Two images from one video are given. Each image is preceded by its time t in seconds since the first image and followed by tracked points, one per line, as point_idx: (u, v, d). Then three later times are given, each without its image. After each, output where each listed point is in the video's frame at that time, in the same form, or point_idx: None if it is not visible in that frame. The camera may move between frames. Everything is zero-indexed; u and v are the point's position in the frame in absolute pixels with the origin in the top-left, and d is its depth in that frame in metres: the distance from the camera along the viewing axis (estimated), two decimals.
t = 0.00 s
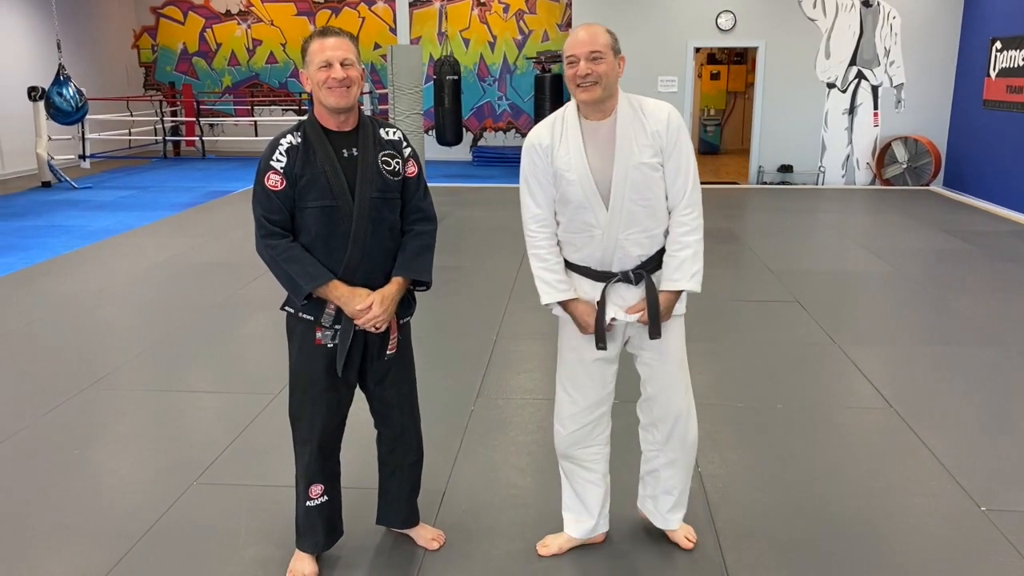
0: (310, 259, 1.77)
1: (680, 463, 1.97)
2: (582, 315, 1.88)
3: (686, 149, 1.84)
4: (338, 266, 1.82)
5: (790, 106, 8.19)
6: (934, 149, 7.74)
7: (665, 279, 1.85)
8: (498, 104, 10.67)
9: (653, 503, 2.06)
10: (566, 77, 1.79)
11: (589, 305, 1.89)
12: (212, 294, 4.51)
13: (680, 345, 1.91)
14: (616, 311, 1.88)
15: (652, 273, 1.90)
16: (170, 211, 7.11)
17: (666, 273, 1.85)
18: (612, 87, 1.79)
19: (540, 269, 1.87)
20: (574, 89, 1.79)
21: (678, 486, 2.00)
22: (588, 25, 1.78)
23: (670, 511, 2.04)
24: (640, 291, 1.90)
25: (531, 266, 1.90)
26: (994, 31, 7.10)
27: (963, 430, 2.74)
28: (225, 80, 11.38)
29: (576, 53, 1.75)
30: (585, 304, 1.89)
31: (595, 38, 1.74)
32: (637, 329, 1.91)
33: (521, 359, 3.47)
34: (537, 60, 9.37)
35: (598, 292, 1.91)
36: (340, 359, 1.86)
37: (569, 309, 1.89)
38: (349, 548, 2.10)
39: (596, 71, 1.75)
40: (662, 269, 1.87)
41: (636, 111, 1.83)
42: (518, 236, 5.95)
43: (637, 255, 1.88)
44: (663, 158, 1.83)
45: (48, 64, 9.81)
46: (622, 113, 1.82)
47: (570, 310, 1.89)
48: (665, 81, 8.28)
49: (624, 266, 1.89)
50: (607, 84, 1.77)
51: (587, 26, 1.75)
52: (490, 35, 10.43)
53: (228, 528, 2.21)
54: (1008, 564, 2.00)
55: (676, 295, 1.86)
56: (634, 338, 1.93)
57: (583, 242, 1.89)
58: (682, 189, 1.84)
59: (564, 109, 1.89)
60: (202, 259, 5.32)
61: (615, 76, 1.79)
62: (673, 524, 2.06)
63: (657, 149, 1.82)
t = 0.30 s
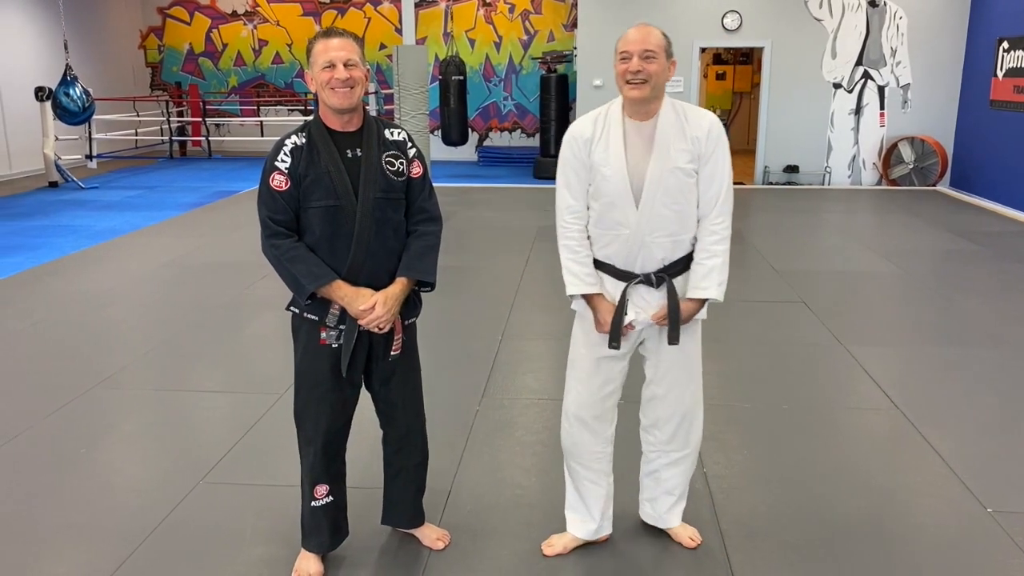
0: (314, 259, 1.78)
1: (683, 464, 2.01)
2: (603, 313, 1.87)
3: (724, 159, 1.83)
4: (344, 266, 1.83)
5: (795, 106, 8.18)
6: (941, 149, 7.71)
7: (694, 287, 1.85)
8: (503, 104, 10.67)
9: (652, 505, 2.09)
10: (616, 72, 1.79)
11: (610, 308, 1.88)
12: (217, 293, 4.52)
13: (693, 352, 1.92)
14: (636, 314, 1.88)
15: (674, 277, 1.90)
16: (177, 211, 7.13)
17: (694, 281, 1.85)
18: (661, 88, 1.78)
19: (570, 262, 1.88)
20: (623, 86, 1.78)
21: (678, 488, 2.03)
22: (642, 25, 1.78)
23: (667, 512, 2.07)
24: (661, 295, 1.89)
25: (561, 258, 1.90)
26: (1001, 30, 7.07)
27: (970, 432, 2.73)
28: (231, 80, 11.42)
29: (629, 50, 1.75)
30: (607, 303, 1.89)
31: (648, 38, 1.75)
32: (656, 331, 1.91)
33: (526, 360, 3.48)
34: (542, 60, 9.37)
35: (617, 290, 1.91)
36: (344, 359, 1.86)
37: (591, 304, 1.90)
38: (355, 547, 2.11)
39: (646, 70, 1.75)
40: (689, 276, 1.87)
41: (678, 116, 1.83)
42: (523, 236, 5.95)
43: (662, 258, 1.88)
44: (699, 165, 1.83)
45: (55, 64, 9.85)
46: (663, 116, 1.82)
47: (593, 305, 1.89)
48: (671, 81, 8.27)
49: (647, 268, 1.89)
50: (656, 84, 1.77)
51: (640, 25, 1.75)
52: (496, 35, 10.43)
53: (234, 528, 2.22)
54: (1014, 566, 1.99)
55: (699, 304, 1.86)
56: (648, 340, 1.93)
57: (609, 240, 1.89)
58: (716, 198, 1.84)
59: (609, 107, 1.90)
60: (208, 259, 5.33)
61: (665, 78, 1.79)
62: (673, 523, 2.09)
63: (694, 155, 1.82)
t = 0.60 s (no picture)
0: (317, 259, 1.78)
1: (693, 466, 2.01)
2: (599, 300, 1.91)
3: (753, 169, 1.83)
4: (346, 266, 1.83)
5: (801, 107, 8.17)
6: (947, 149, 7.69)
7: (701, 289, 1.86)
8: (508, 105, 10.68)
9: (657, 505, 2.09)
10: (659, 68, 1.79)
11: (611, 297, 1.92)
12: (223, 293, 4.53)
13: (706, 355, 1.93)
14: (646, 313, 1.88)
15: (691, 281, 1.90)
16: (183, 212, 7.15)
17: (702, 281, 1.86)
18: (702, 89, 1.78)
19: (574, 247, 1.91)
20: (665, 82, 1.78)
21: (686, 490, 2.03)
22: (688, 24, 1.78)
23: (671, 513, 2.07)
24: (676, 296, 1.90)
25: (568, 242, 1.93)
26: (1007, 30, 7.06)
27: (976, 432, 2.73)
28: (237, 81, 11.45)
29: (675, 48, 1.74)
30: (602, 291, 1.92)
31: (693, 37, 1.74)
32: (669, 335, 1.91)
33: (531, 360, 3.48)
34: (547, 60, 9.37)
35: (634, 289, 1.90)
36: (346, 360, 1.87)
37: (586, 290, 1.94)
38: (359, 547, 2.11)
39: (690, 69, 1.74)
40: (700, 278, 1.87)
41: (713, 119, 1.82)
42: (528, 237, 5.95)
43: (681, 257, 1.87)
44: (728, 170, 1.82)
45: (62, 65, 9.88)
46: (697, 118, 1.82)
47: (588, 291, 1.93)
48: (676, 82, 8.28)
49: (664, 268, 1.89)
50: (697, 83, 1.76)
51: (687, 24, 1.75)
52: (501, 35, 10.44)
53: (239, 528, 2.22)
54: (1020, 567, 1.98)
55: (706, 304, 1.87)
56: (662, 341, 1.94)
57: (628, 235, 1.90)
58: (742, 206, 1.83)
59: (647, 100, 1.90)
60: (213, 259, 5.35)
61: (707, 79, 1.78)
62: (676, 524, 2.09)
63: (724, 159, 1.81)
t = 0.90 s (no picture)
0: (321, 260, 1.79)
1: (702, 465, 2.01)
2: (592, 291, 1.96)
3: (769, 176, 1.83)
4: (350, 267, 1.84)
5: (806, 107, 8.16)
6: (952, 150, 7.67)
7: (724, 295, 1.87)
8: (513, 106, 10.69)
9: (664, 505, 2.09)
10: (676, 73, 1.80)
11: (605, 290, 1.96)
12: (228, 294, 4.54)
13: (718, 357, 1.94)
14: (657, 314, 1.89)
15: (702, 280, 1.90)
16: (188, 213, 7.17)
17: (726, 288, 1.87)
18: (717, 94, 1.78)
19: (577, 239, 1.96)
20: (681, 88, 1.78)
21: (693, 490, 2.04)
22: (707, 29, 1.78)
23: (677, 514, 2.07)
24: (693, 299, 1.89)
25: (574, 236, 1.98)
26: (1013, 31, 7.04)
27: (981, 434, 2.72)
28: (242, 82, 11.48)
29: (692, 53, 1.75)
30: (598, 281, 1.96)
31: (711, 42, 1.74)
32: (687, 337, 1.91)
33: (536, 360, 3.48)
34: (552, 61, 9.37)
35: (647, 289, 1.90)
36: (350, 360, 1.88)
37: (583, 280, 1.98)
38: (364, 547, 2.12)
39: (706, 75, 1.75)
40: (722, 283, 1.88)
41: (730, 125, 1.82)
42: (533, 238, 5.95)
43: (690, 260, 1.88)
44: (743, 175, 1.82)
45: (68, 66, 9.92)
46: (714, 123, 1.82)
47: (583, 280, 1.98)
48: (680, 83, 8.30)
49: (675, 268, 1.89)
50: (713, 89, 1.77)
51: (705, 29, 1.75)
52: (506, 36, 10.45)
53: (245, 528, 2.23)
54: None
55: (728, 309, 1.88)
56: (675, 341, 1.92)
57: (636, 234, 1.91)
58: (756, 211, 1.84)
59: (664, 101, 1.90)
60: (219, 260, 5.36)
61: (723, 85, 1.78)
62: (682, 525, 2.09)
63: (739, 165, 1.81)
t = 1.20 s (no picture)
0: (326, 260, 1.79)
1: (703, 467, 2.01)
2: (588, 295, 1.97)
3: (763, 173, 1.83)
4: (355, 267, 1.84)
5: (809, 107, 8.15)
6: (957, 150, 7.65)
7: (749, 286, 1.88)
8: (517, 106, 10.69)
9: (668, 506, 2.09)
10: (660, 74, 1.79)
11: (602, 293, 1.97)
12: (233, 294, 4.55)
13: (716, 359, 1.93)
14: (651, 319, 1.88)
15: (697, 282, 1.88)
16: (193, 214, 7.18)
17: (750, 280, 1.88)
18: (702, 94, 1.77)
19: (577, 244, 1.97)
20: (665, 89, 1.78)
21: (694, 492, 2.04)
22: (690, 27, 1.76)
23: (682, 516, 2.07)
24: (681, 300, 1.87)
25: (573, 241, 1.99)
26: (1019, 30, 7.02)
27: (986, 434, 2.72)
28: (247, 83, 11.50)
29: (674, 54, 1.74)
30: (598, 284, 1.98)
31: (694, 42, 1.73)
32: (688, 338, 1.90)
33: (540, 361, 3.48)
34: (556, 62, 9.37)
35: (641, 292, 1.89)
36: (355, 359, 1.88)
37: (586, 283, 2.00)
38: (368, 547, 2.12)
39: (689, 74, 1.74)
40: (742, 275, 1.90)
41: (721, 124, 1.81)
42: (537, 238, 5.95)
43: (686, 262, 1.87)
44: (736, 175, 1.82)
45: (73, 67, 9.95)
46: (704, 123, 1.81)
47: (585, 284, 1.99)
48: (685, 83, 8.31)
49: (669, 271, 1.88)
50: (697, 89, 1.76)
51: (688, 28, 1.74)
52: (510, 37, 10.45)
53: (250, 528, 2.23)
54: None
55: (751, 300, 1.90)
56: (670, 345, 1.92)
57: (629, 238, 1.91)
58: (751, 208, 1.86)
59: (651, 103, 1.90)
60: (224, 260, 5.38)
61: (708, 82, 1.77)
62: (687, 526, 2.09)
63: (732, 165, 1.81)
